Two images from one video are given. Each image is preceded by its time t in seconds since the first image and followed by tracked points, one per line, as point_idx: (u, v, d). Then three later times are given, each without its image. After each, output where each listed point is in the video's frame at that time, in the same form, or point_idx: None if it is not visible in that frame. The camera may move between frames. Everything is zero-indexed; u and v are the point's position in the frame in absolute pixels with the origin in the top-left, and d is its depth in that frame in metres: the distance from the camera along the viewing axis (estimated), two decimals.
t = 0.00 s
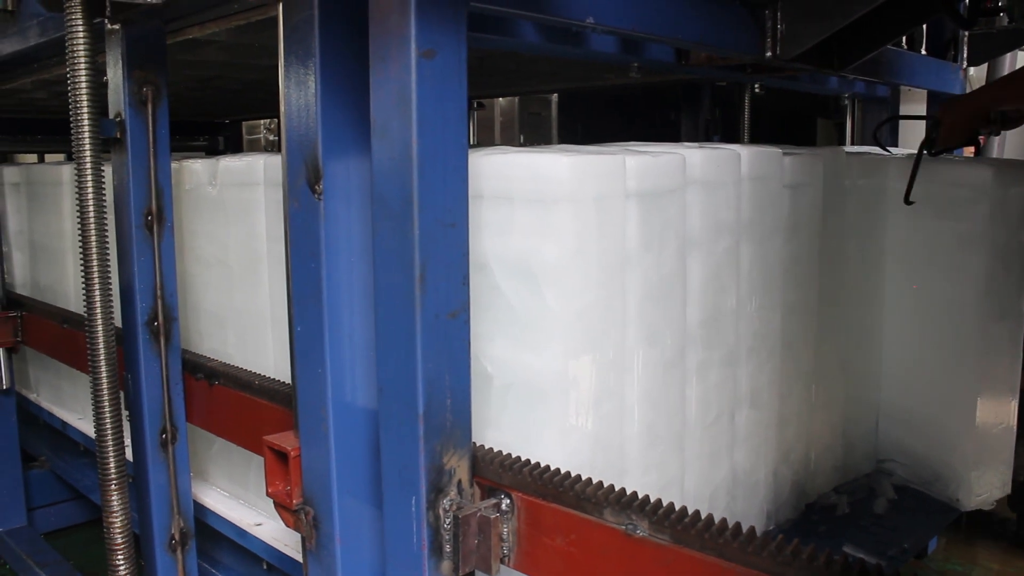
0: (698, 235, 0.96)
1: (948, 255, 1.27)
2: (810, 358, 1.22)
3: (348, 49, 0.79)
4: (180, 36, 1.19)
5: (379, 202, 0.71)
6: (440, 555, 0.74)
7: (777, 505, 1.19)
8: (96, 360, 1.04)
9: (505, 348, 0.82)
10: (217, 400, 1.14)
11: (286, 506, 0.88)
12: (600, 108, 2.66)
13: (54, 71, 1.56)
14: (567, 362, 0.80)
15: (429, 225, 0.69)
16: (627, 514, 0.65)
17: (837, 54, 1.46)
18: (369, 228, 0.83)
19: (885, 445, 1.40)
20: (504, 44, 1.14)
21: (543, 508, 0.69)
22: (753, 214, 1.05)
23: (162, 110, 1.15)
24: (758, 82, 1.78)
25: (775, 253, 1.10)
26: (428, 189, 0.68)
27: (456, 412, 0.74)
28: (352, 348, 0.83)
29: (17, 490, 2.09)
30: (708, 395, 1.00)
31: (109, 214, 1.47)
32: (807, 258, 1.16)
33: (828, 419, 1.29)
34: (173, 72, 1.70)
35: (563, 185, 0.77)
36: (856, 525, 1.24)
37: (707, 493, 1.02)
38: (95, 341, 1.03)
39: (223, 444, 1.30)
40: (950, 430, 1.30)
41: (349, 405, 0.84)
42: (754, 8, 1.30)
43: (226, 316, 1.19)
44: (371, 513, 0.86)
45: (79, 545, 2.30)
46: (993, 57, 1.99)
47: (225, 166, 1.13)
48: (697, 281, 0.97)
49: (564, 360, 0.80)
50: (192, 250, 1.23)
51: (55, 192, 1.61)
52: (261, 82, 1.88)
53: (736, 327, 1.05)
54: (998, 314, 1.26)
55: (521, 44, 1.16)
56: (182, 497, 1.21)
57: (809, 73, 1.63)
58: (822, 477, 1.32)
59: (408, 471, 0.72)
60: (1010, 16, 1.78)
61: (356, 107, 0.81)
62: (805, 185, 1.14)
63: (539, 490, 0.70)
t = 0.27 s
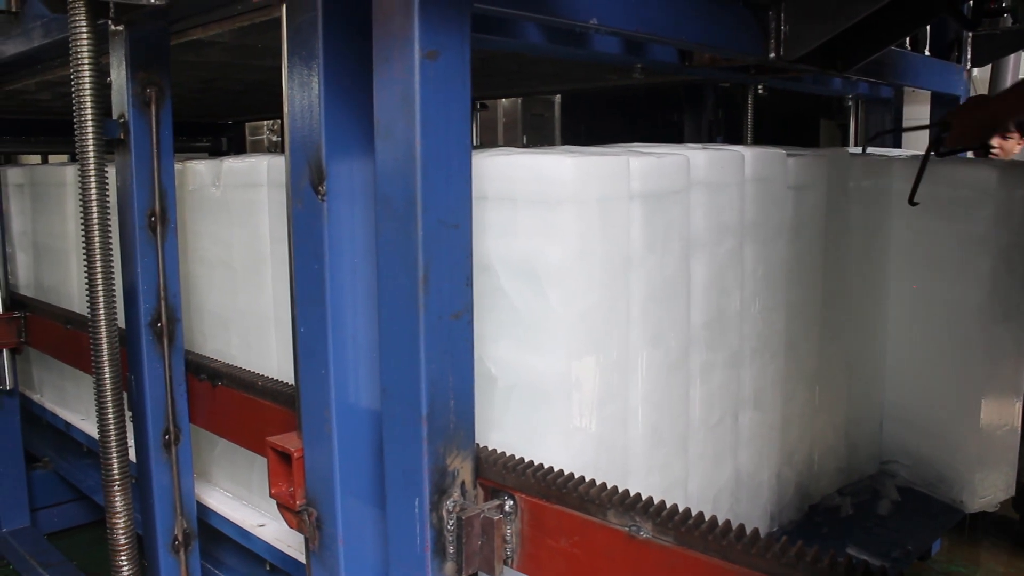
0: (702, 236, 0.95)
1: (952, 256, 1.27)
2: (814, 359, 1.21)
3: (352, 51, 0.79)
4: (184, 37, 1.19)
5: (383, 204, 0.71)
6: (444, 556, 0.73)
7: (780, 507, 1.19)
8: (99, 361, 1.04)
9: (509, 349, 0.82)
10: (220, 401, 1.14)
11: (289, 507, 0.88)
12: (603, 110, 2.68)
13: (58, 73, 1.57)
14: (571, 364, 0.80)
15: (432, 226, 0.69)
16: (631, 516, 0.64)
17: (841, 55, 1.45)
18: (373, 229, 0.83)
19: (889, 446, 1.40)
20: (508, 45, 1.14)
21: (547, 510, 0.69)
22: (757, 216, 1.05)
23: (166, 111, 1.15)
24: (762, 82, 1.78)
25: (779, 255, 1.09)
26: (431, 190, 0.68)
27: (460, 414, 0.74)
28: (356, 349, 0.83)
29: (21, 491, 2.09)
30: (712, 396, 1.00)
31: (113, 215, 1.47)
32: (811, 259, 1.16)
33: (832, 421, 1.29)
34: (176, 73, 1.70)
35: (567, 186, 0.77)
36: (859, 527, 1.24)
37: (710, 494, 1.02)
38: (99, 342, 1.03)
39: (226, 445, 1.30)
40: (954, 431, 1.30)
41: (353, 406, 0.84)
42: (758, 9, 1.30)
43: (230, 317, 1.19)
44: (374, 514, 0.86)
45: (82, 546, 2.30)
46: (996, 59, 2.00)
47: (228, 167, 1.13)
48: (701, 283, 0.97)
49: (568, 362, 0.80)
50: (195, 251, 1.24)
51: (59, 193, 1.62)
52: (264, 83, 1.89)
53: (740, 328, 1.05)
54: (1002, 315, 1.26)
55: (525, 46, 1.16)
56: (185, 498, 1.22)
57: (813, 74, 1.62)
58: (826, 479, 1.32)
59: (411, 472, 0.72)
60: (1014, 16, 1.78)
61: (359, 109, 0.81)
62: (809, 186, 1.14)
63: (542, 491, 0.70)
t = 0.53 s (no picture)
0: (704, 236, 0.95)
1: (954, 257, 1.26)
2: (816, 360, 1.21)
3: (354, 50, 0.79)
4: (187, 37, 1.19)
5: (386, 204, 0.71)
6: (445, 556, 0.73)
7: (782, 507, 1.19)
8: (101, 359, 1.04)
9: (511, 349, 0.82)
10: (222, 400, 1.14)
11: (291, 507, 0.88)
12: (605, 111, 2.68)
13: (60, 72, 1.57)
14: (572, 364, 0.80)
15: (434, 225, 0.68)
16: (632, 516, 0.65)
17: (844, 55, 1.45)
18: (375, 228, 0.82)
19: (891, 447, 1.40)
20: (511, 44, 1.14)
21: (548, 510, 0.69)
22: (759, 216, 1.05)
23: (168, 110, 1.15)
24: (764, 83, 1.78)
25: (782, 255, 1.09)
26: (434, 190, 0.68)
27: (461, 413, 0.74)
28: (357, 348, 0.83)
29: (22, 489, 2.10)
30: (714, 397, 1.00)
31: (116, 214, 1.47)
32: (813, 260, 1.16)
33: (835, 421, 1.29)
34: (179, 72, 1.70)
35: (569, 186, 0.77)
36: (861, 528, 1.24)
37: (712, 495, 1.02)
38: (100, 341, 1.03)
39: (228, 444, 1.30)
40: (956, 432, 1.30)
41: (354, 406, 0.84)
42: (761, 9, 1.30)
43: (232, 316, 1.19)
44: (376, 514, 0.86)
45: (83, 545, 2.30)
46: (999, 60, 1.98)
47: (231, 166, 1.13)
48: (703, 283, 0.97)
49: (570, 362, 0.80)
50: (197, 251, 1.24)
51: (61, 192, 1.62)
52: (266, 82, 1.88)
53: (743, 328, 1.05)
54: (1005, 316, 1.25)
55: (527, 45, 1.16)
56: (187, 497, 1.22)
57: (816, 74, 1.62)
58: (828, 480, 1.31)
59: (413, 472, 0.72)
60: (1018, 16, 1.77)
61: (361, 108, 0.80)
62: (811, 186, 1.14)
63: (544, 491, 0.70)
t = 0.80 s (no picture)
0: (704, 236, 0.95)
1: (954, 257, 1.26)
2: (816, 360, 1.21)
3: (354, 50, 0.79)
4: (186, 37, 1.19)
5: (385, 204, 0.71)
6: (445, 556, 0.73)
7: (783, 507, 1.19)
8: (101, 359, 1.04)
9: (512, 349, 0.82)
10: (222, 400, 1.14)
11: (291, 507, 0.88)
12: (605, 111, 2.68)
13: (59, 72, 1.57)
14: (572, 364, 0.80)
15: (434, 225, 0.68)
16: (632, 515, 0.65)
17: (844, 54, 1.45)
18: (375, 228, 0.82)
19: (891, 447, 1.40)
20: (510, 44, 1.14)
21: (548, 510, 0.69)
22: (759, 216, 1.05)
23: (168, 110, 1.15)
24: (764, 82, 1.78)
25: (782, 254, 1.09)
26: (434, 190, 0.68)
27: (462, 413, 0.74)
28: (357, 348, 0.83)
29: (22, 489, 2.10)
30: (714, 396, 1.00)
31: (116, 214, 1.47)
32: (814, 259, 1.16)
33: (835, 421, 1.29)
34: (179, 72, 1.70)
35: (569, 186, 0.77)
36: (861, 527, 1.24)
37: (713, 495, 1.02)
38: (101, 341, 1.03)
39: (228, 444, 1.30)
40: (956, 432, 1.30)
41: (354, 406, 0.84)
42: (761, 8, 1.30)
43: (232, 316, 1.19)
44: (376, 514, 0.86)
45: (84, 545, 2.30)
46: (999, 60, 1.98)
47: (231, 166, 1.13)
48: (704, 283, 0.97)
49: (570, 361, 0.80)
50: (197, 250, 1.24)
51: (61, 192, 1.62)
52: (266, 82, 1.88)
53: (743, 328, 1.05)
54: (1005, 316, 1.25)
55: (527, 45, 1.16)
56: (187, 497, 1.22)
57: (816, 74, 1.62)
58: (828, 479, 1.31)
59: (413, 472, 0.72)
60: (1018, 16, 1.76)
61: (361, 108, 0.80)
62: (811, 186, 1.14)
63: (544, 491, 0.70)
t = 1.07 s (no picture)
0: (706, 235, 0.95)
1: (956, 256, 1.26)
2: (818, 359, 1.21)
3: (355, 48, 0.79)
4: (188, 35, 1.19)
5: (387, 202, 0.71)
6: (446, 555, 0.73)
7: (783, 506, 1.19)
8: (102, 358, 1.04)
9: (513, 348, 0.82)
10: (223, 399, 1.14)
11: (292, 505, 0.88)
12: (605, 110, 2.68)
13: (61, 70, 1.57)
14: (573, 363, 0.80)
15: (436, 224, 0.68)
16: (633, 515, 0.65)
17: (846, 54, 1.45)
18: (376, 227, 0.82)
19: (892, 446, 1.40)
20: (512, 43, 1.14)
21: (549, 509, 0.69)
22: (761, 215, 1.05)
23: (170, 108, 1.15)
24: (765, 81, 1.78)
25: (783, 254, 1.09)
26: (436, 189, 0.68)
27: (463, 412, 0.74)
28: (359, 347, 0.83)
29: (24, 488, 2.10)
30: (715, 396, 1.00)
31: (117, 213, 1.47)
32: (815, 259, 1.16)
33: (836, 420, 1.29)
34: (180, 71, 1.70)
35: (571, 185, 0.77)
36: (862, 527, 1.24)
37: (714, 494, 1.02)
38: (102, 339, 1.03)
39: (229, 443, 1.30)
40: (957, 431, 1.30)
41: (356, 405, 0.84)
42: (763, 7, 1.29)
43: (233, 315, 1.19)
44: (377, 513, 0.86)
45: (85, 544, 2.31)
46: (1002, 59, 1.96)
47: (232, 164, 1.13)
48: (705, 282, 0.97)
49: (571, 360, 0.80)
50: (199, 249, 1.24)
51: (63, 191, 1.62)
52: (267, 80, 1.88)
53: (744, 328, 1.04)
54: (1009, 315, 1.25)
55: (529, 44, 1.16)
56: (188, 496, 1.22)
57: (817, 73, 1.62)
58: (830, 479, 1.31)
59: (414, 471, 0.72)
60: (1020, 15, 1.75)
61: (363, 107, 0.80)
62: (813, 185, 1.14)
63: (546, 490, 0.70)
